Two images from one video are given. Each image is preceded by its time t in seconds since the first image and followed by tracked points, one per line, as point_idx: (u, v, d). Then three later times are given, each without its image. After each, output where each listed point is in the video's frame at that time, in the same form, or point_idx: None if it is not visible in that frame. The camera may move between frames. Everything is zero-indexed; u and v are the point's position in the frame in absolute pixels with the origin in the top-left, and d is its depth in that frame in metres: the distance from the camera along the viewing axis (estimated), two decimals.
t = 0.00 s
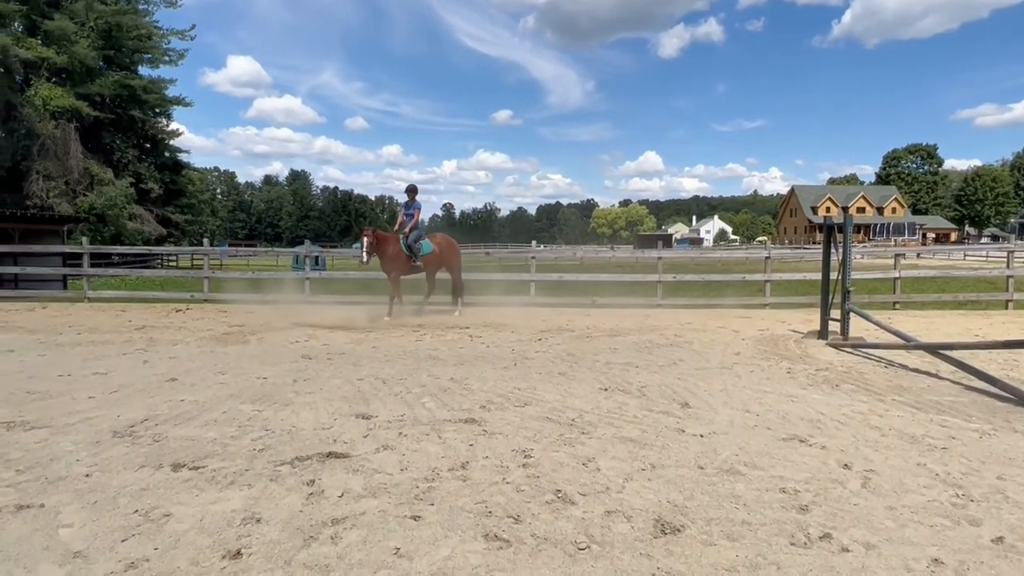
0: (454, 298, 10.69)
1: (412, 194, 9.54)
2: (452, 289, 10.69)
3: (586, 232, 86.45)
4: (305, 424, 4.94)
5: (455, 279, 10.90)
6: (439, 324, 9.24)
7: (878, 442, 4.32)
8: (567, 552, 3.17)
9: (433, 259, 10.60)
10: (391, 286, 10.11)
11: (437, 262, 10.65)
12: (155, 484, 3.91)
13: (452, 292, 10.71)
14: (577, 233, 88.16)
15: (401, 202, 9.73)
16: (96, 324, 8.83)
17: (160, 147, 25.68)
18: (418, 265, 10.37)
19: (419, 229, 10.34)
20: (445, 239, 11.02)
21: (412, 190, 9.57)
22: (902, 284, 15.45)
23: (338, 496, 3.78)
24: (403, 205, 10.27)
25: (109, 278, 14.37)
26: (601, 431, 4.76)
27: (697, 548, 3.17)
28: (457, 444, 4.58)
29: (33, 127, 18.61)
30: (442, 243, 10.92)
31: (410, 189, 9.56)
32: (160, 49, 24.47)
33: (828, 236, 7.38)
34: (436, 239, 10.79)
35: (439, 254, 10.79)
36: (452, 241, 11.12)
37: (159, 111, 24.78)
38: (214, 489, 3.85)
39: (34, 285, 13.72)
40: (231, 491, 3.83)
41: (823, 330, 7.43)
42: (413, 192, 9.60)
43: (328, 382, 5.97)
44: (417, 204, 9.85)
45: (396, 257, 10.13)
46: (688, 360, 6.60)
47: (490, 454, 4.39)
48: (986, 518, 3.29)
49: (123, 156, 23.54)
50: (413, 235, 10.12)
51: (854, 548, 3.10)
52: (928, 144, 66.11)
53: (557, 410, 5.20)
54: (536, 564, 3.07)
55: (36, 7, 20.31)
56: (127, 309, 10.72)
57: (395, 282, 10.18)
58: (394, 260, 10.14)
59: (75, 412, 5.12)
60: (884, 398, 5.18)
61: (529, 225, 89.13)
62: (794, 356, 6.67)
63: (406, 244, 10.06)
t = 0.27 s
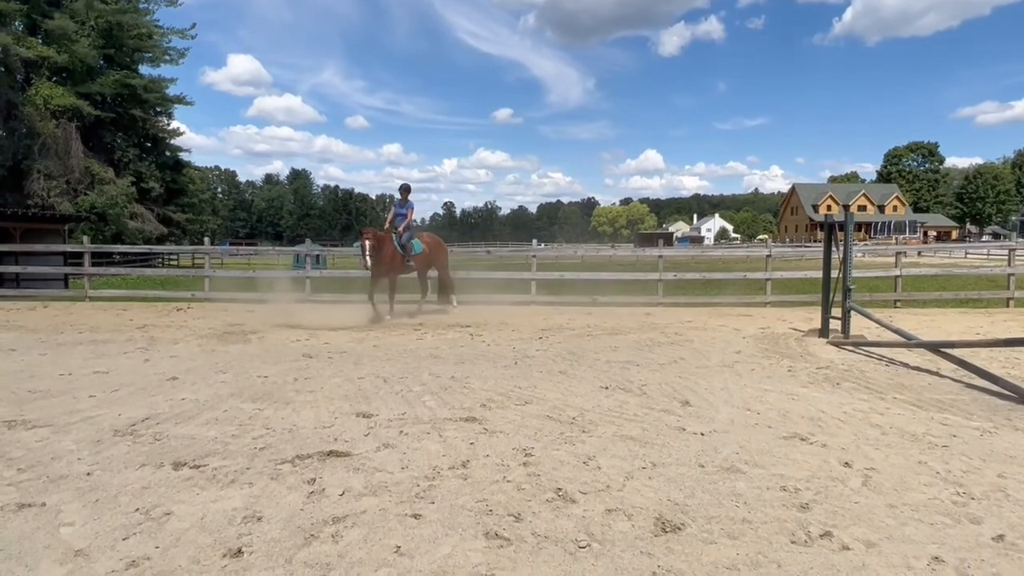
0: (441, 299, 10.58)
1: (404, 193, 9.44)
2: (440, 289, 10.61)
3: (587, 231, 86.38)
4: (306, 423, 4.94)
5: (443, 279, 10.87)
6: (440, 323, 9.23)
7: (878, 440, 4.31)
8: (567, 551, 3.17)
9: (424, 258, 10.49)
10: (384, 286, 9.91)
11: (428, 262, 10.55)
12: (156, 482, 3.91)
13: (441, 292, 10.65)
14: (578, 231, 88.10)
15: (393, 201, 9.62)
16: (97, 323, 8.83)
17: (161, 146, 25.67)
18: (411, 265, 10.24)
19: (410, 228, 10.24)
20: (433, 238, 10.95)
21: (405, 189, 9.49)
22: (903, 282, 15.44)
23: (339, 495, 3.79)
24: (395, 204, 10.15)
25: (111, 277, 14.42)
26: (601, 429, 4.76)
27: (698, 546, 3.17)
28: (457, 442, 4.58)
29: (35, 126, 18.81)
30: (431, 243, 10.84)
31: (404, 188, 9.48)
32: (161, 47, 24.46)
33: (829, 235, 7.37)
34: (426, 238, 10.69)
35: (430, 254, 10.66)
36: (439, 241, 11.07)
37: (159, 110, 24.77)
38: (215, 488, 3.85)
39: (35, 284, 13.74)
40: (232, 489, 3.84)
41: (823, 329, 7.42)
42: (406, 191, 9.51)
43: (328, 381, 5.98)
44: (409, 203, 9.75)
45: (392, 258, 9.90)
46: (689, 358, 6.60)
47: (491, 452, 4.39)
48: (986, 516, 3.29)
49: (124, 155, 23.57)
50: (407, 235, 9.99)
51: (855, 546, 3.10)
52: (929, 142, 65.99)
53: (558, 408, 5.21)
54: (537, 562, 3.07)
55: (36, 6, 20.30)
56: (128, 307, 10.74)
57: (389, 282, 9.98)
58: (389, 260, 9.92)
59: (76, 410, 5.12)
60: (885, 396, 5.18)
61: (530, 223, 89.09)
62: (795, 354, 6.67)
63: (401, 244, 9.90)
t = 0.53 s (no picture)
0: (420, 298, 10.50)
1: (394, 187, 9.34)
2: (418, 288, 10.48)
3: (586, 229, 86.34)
4: (304, 421, 4.94)
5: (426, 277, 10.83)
6: (438, 322, 9.23)
7: (876, 438, 4.31)
8: (565, 549, 3.17)
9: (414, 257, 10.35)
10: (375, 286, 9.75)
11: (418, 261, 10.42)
12: (154, 481, 3.91)
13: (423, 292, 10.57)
14: (577, 230, 88.07)
15: (382, 197, 9.52)
16: (95, 322, 8.83)
17: (159, 145, 25.65)
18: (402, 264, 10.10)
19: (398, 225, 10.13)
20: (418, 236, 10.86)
21: (395, 186, 9.46)
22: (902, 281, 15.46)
23: (337, 494, 3.79)
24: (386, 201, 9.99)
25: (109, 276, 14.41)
26: (599, 427, 4.76)
27: (695, 544, 3.17)
28: (455, 441, 4.58)
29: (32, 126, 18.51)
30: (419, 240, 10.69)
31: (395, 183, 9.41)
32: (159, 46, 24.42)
33: (827, 233, 7.37)
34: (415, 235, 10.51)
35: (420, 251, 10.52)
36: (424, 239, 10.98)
37: (157, 109, 24.72)
38: (213, 487, 3.85)
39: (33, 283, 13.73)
40: (230, 488, 3.84)
41: (822, 327, 7.43)
42: (396, 186, 9.46)
43: (327, 380, 5.97)
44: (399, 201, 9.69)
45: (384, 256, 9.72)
46: (688, 357, 6.60)
47: (489, 451, 4.39)
48: (984, 514, 3.29)
49: (123, 154, 23.54)
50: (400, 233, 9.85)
51: (853, 544, 3.10)
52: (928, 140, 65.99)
53: (556, 407, 5.20)
54: (535, 560, 3.07)
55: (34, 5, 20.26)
56: (126, 306, 10.72)
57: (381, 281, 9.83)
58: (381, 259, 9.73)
59: (74, 410, 5.12)
60: (883, 394, 5.18)
61: (529, 222, 89.06)
62: (794, 352, 6.67)
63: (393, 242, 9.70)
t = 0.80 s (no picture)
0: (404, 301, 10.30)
1: (388, 186, 9.25)
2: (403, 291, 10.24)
3: (583, 228, 86.35)
4: (301, 420, 4.94)
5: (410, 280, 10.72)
6: (435, 320, 9.22)
7: (872, 436, 4.32)
8: (562, 547, 3.18)
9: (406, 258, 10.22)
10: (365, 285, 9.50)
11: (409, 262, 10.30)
12: (150, 481, 3.90)
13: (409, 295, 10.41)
14: (575, 229, 88.09)
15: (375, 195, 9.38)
16: (92, 321, 8.81)
17: (156, 144, 25.59)
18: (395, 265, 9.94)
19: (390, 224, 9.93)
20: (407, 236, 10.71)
21: (388, 184, 9.43)
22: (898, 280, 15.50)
23: (333, 493, 3.78)
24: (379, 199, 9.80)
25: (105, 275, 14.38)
26: (596, 426, 4.76)
27: (692, 543, 3.17)
28: (452, 440, 4.57)
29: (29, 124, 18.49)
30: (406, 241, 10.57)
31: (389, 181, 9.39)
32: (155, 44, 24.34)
33: (824, 232, 7.37)
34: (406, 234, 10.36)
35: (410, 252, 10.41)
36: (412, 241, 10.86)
37: (154, 108, 24.65)
38: (209, 486, 3.84)
39: (29, 282, 13.70)
40: (226, 487, 3.83)
41: (818, 326, 7.44)
42: (388, 184, 9.43)
43: (323, 379, 5.97)
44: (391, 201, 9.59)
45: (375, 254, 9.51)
46: (684, 355, 6.61)
47: (486, 450, 4.39)
48: (978, 511, 3.30)
49: (119, 153, 23.49)
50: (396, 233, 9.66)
51: (848, 541, 3.10)
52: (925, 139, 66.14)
53: (553, 405, 5.21)
54: (531, 559, 3.07)
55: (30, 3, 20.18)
56: (122, 305, 10.71)
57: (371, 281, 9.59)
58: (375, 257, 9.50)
59: (70, 409, 5.11)
60: (879, 392, 5.19)
61: (527, 221, 89.07)
62: (790, 351, 6.68)
63: (391, 242, 9.44)
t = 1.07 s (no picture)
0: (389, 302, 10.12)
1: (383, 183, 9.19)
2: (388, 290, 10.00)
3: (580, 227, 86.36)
4: (296, 419, 4.92)
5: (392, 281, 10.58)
6: (430, 319, 9.21)
7: (867, 434, 4.33)
8: (557, 546, 3.17)
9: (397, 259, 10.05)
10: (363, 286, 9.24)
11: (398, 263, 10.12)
12: (144, 480, 3.89)
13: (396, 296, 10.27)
14: (571, 228, 88.11)
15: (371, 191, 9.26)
16: (87, 320, 8.79)
17: (151, 142, 25.49)
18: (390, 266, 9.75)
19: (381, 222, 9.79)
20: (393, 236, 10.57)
21: (382, 181, 9.40)
22: (893, 279, 15.55)
23: (328, 492, 3.77)
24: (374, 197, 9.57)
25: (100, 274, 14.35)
26: (592, 425, 4.76)
27: (687, 541, 3.17)
28: (447, 438, 4.57)
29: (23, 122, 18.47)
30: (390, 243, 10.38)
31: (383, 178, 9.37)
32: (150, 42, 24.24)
33: (819, 230, 7.39)
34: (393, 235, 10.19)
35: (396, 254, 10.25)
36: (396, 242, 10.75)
37: (148, 106, 24.56)
38: (204, 485, 3.83)
39: (24, 281, 13.66)
40: (221, 487, 3.82)
41: (813, 324, 7.46)
42: (383, 181, 9.40)
43: (319, 378, 5.96)
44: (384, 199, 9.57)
45: (373, 253, 9.27)
46: (680, 354, 6.62)
47: (482, 448, 4.38)
48: (972, 509, 3.31)
49: (113, 151, 23.42)
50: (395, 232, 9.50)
51: (842, 539, 3.11)
52: (920, 139, 66.35)
53: (548, 404, 5.21)
54: (526, 557, 3.07)
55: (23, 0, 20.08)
56: (117, 305, 10.68)
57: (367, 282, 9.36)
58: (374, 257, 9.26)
59: (64, 408, 5.08)
60: (874, 391, 5.20)
61: (523, 220, 89.06)
62: (785, 349, 6.70)
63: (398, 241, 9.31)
